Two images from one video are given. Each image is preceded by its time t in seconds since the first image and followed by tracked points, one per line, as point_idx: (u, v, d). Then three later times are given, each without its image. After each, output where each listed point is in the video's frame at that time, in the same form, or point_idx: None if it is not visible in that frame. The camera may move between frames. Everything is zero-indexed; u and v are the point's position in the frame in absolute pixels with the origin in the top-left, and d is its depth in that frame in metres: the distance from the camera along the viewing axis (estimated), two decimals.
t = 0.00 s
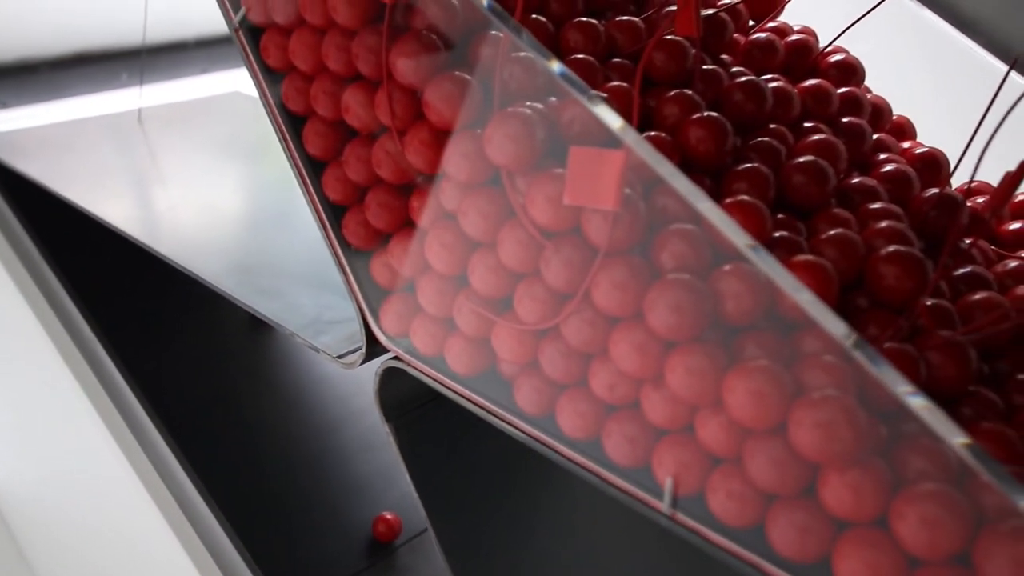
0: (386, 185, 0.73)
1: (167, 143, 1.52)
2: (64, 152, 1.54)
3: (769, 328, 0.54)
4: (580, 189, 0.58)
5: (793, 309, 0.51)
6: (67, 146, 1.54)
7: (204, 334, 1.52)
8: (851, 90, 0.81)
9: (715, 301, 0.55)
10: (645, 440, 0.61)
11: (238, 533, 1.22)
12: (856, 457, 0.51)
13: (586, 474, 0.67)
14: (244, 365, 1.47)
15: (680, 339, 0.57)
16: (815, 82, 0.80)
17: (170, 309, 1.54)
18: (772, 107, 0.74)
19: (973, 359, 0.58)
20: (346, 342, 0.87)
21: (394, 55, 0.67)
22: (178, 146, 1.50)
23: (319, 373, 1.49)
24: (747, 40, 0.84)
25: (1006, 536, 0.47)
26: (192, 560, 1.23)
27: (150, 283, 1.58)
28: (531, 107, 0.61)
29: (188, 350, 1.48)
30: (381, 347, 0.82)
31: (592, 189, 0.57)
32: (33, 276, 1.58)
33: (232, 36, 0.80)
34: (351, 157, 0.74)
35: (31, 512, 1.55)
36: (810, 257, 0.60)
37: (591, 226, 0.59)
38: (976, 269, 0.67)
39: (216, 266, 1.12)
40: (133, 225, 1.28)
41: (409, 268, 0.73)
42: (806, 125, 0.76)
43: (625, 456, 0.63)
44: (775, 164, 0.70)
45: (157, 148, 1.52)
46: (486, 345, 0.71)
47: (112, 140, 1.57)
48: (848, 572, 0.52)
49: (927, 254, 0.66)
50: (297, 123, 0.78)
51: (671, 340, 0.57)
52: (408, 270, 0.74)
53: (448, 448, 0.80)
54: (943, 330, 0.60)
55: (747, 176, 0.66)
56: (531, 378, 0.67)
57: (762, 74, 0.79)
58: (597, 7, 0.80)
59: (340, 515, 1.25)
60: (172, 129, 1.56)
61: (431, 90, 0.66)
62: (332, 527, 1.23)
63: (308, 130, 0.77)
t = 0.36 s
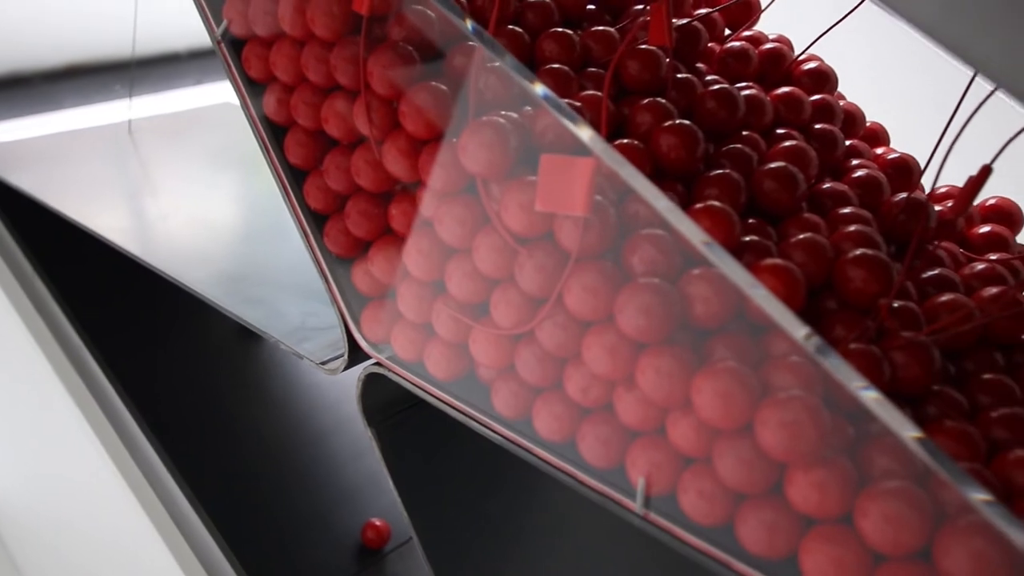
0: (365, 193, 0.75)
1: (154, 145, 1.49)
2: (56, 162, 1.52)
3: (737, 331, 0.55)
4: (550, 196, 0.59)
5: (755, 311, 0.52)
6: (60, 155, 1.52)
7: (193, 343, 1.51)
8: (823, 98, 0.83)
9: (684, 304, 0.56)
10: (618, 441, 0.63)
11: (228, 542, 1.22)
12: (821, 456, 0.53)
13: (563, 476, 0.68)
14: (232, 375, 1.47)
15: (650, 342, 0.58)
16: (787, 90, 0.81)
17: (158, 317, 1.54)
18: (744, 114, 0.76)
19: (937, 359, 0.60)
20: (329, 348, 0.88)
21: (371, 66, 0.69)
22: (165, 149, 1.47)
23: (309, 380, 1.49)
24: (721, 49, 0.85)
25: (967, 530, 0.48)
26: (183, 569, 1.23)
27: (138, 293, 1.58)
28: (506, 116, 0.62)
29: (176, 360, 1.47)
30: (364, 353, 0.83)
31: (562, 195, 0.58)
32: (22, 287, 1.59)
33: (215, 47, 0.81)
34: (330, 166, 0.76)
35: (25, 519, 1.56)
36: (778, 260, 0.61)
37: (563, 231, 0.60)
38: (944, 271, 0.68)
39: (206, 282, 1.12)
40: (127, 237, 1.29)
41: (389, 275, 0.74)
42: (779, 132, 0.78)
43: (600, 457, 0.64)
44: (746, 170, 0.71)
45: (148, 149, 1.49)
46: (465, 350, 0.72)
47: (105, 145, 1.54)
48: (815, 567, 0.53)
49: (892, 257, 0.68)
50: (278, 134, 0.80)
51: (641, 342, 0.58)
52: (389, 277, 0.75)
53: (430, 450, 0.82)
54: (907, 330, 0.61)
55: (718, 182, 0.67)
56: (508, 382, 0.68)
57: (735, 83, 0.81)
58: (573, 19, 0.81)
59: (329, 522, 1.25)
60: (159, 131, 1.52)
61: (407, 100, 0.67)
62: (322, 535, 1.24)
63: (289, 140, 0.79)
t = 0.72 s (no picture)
0: (344, 201, 0.76)
1: (149, 159, 1.47)
2: (49, 173, 1.48)
3: (704, 333, 0.56)
4: (521, 202, 0.60)
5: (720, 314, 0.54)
6: (52, 167, 1.48)
7: (184, 354, 1.50)
8: (796, 104, 0.84)
9: (654, 308, 0.57)
10: (592, 443, 0.63)
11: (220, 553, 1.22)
12: (785, 455, 0.54)
13: (538, 478, 0.69)
14: (223, 383, 1.46)
15: (620, 345, 0.59)
16: (761, 97, 0.82)
17: (149, 329, 1.53)
18: (717, 121, 0.77)
19: (902, 360, 0.61)
20: (313, 354, 0.89)
21: (347, 77, 0.70)
22: (159, 161, 1.45)
23: (300, 388, 1.49)
24: (697, 57, 0.87)
25: (926, 526, 0.49)
26: None
27: (128, 306, 1.57)
28: (479, 124, 0.63)
29: (167, 372, 1.46)
30: (346, 360, 0.84)
31: (533, 202, 0.59)
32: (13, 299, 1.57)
33: (197, 60, 0.82)
34: (310, 174, 0.77)
35: (17, 529, 1.55)
36: (746, 264, 0.62)
37: (535, 237, 0.61)
38: (912, 273, 0.70)
39: (203, 293, 1.11)
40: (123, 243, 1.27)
41: (369, 282, 0.75)
42: (752, 138, 0.79)
43: (574, 459, 0.65)
44: (718, 176, 0.72)
45: (143, 162, 1.47)
46: (443, 355, 0.73)
47: (101, 157, 1.51)
48: (782, 566, 0.54)
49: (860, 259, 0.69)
50: (260, 144, 0.81)
51: (612, 345, 0.59)
52: (368, 283, 0.76)
53: (412, 457, 0.82)
54: (874, 331, 0.62)
55: (689, 188, 0.69)
56: (484, 386, 0.69)
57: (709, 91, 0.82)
58: (549, 28, 0.83)
59: (320, 531, 1.26)
60: (156, 143, 1.50)
61: (383, 110, 0.68)
62: (312, 544, 1.24)
63: (270, 149, 0.80)
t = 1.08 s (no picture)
0: (322, 210, 0.77)
1: (144, 172, 1.45)
2: (50, 193, 1.47)
3: (671, 336, 0.57)
4: (491, 209, 0.61)
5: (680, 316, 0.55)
6: (53, 187, 1.47)
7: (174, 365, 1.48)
8: (769, 112, 0.86)
9: (622, 312, 0.59)
10: (564, 445, 0.64)
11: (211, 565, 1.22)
12: (749, 455, 0.55)
13: (513, 482, 0.70)
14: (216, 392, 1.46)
15: (588, 349, 0.60)
16: (733, 104, 0.84)
17: (139, 342, 1.51)
18: (688, 128, 0.78)
19: (867, 361, 0.62)
20: (295, 361, 0.90)
21: (322, 88, 0.71)
22: (153, 174, 1.43)
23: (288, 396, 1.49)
24: (671, 65, 0.88)
25: (883, 523, 0.50)
26: None
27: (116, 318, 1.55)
28: (453, 133, 0.64)
29: (158, 385, 1.45)
30: (327, 367, 0.85)
31: (502, 208, 0.61)
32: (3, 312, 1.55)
33: (178, 73, 0.84)
34: (289, 184, 0.78)
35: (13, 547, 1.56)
36: (713, 268, 0.63)
37: (505, 243, 0.62)
38: (880, 276, 0.71)
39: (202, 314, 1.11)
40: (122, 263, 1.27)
41: (346, 289, 0.76)
42: (724, 145, 0.80)
43: (547, 462, 0.66)
44: (690, 183, 0.74)
45: (138, 179, 1.45)
46: (419, 361, 0.74)
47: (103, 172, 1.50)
48: (747, 565, 0.55)
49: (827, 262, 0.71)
50: (240, 155, 0.82)
51: (581, 349, 0.60)
52: (346, 291, 0.77)
53: (389, 461, 0.83)
54: (840, 333, 0.63)
55: (660, 194, 0.70)
56: (460, 391, 0.70)
57: (683, 99, 0.84)
58: (524, 39, 0.84)
59: (309, 538, 1.27)
60: (148, 156, 1.46)
61: (356, 120, 0.69)
62: (301, 552, 1.25)
63: (250, 160, 0.81)
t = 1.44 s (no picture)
0: (297, 220, 0.78)
1: (135, 189, 1.45)
2: (44, 206, 1.46)
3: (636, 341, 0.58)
4: (457, 217, 0.62)
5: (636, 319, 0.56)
6: (47, 198, 1.46)
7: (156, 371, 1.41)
8: (739, 119, 0.87)
9: (587, 317, 0.60)
10: (533, 449, 0.65)
11: None
12: (710, 455, 0.56)
13: (485, 486, 0.70)
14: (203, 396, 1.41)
15: (555, 353, 0.61)
16: (703, 112, 0.85)
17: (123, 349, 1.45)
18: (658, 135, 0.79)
19: (829, 363, 0.63)
20: (274, 369, 0.91)
21: (295, 99, 0.72)
22: (147, 191, 1.43)
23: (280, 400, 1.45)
24: (644, 74, 0.89)
25: (838, 520, 0.51)
26: None
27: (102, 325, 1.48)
28: (421, 143, 0.65)
29: (142, 394, 1.39)
30: (305, 375, 0.86)
31: (468, 216, 0.62)
32: None
33: (157, 85, 0.85)
34: (265, 194, 0.79)
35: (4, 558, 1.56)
36: (678, 273, 0.64)
37: (473, 250, 0.63)
38: (845, 280, 0.72)
39: (187, 321, 1.09)
40: (112, 274, 1.24)
41: (321, 297, 0.77)
42: (695, 152, 0.81)
43: (517, 466, 0.66)
44: (659, 189, 0.75)
45: (129, 196, 1.44)
46: (393, 368, 0.75)
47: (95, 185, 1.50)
48: (709, 564, 0.56)
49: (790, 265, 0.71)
50: (217, 167, 0.83)
51: (547, 354, 0.61)
52: (321, 298, 0.78)
53: (368, 469, 0.83)
54: (803, 336, 0.64)
55: (628, 201, 0.71)
56: (432, 397, 0.71)
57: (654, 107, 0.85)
58: (497, 50, 0.85)
59: (300, 550, 1.25)
60: (140, 174, 1.46)
61: (328, 130, 0.70)
62: (292, 564, 1.23)
63: (228, 170, 0.82)
